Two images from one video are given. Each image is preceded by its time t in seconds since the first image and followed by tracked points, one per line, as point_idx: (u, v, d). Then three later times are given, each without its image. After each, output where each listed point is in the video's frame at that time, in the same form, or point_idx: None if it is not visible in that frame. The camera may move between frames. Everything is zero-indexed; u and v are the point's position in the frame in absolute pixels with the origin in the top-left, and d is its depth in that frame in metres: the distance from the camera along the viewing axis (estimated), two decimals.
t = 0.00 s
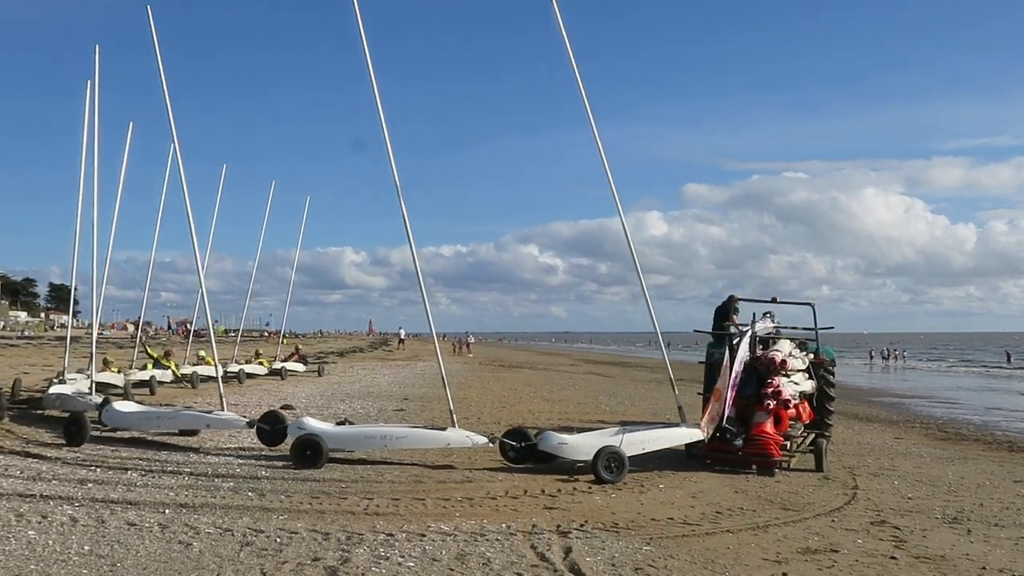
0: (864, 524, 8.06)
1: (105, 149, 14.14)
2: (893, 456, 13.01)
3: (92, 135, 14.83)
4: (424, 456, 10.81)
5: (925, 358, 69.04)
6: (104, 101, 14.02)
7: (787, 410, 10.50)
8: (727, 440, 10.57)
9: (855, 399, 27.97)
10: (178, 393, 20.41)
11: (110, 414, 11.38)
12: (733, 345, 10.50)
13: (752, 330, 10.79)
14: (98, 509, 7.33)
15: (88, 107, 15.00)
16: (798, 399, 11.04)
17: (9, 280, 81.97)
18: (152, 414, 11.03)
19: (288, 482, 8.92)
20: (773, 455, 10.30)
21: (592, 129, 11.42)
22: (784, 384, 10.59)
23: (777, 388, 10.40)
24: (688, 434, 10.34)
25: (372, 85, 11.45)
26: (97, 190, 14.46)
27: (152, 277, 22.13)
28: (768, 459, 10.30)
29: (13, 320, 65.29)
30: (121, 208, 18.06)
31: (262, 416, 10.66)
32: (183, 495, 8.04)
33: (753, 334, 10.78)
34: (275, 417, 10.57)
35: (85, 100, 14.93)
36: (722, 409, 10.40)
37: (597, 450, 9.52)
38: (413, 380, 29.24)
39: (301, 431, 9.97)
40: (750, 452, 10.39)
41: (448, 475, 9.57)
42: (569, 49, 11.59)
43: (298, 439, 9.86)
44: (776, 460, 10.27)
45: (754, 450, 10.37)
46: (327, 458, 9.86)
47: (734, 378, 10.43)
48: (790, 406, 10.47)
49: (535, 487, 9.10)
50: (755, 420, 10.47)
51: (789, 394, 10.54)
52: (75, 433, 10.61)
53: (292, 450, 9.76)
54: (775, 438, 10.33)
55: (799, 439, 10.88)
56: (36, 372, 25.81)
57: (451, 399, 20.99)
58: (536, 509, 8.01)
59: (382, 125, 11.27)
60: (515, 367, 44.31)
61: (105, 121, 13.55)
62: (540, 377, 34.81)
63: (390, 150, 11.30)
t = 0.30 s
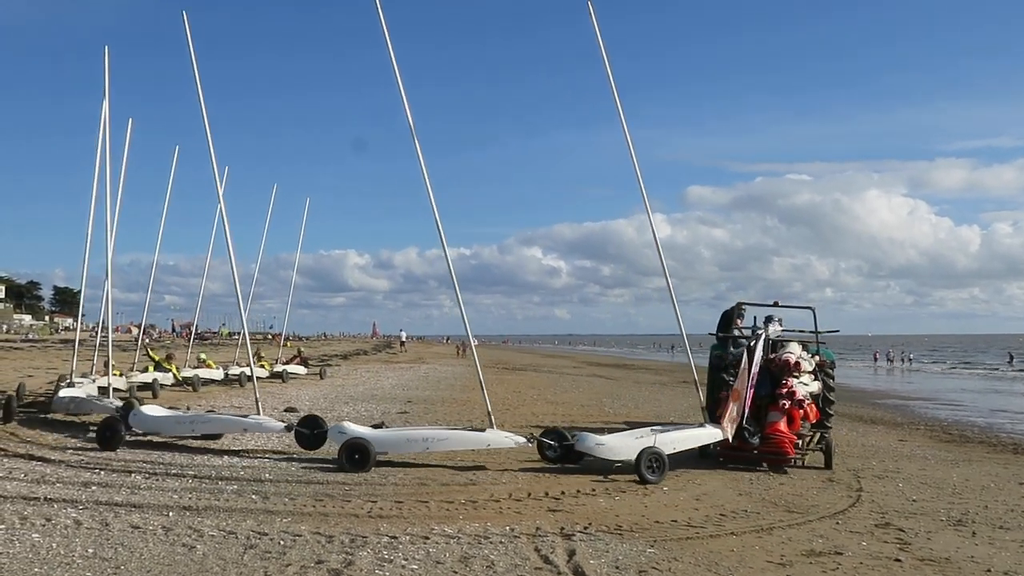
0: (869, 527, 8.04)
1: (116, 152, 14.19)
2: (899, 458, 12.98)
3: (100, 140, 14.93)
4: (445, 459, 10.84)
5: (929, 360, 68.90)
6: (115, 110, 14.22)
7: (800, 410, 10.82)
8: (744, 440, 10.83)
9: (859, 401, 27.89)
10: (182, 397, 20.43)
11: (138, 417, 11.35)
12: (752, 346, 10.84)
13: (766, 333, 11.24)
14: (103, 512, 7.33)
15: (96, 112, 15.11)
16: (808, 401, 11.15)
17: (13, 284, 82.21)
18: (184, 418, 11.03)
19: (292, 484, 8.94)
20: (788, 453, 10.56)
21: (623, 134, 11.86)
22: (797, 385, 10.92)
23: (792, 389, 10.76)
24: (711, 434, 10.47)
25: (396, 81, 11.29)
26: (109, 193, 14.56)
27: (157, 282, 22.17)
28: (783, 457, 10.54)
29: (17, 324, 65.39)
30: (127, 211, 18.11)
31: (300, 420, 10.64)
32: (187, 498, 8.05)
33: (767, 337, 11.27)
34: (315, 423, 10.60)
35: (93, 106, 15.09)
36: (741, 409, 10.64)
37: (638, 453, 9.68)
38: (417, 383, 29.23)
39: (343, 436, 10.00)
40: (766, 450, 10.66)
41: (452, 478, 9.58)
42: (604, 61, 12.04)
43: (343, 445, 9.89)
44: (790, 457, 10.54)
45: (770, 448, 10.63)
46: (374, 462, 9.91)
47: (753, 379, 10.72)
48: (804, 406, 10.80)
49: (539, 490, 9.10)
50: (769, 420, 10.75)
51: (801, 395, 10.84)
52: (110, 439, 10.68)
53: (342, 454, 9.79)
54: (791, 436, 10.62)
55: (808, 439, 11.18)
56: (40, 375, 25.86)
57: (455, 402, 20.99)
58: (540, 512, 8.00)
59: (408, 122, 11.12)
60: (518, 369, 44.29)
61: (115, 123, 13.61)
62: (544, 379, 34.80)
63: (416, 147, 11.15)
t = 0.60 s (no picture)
0: (868, 529, 8.03)
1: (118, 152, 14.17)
2: (898, 460, 12.99)
3: (103, 143, 14.93)
4: (465, 459, 10.90)
5: (930, 362, 68.84)
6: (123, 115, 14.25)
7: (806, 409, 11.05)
8: (752, 439, 11.06)
9: (860, 403, 27.85)
10: (181, 398, 20.41)
11: (163, 419, 11.34)
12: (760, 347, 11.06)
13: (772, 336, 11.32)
14: (102, 513, 7.33)
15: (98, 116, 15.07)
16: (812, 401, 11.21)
17: (13, 285, 82.24)
18: (211, 421, 11.01)
19: (292, 485, 8.94)
20: (795, 452, 10.82)
21: (642, 135, 11.91)
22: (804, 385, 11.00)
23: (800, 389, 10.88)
24: (728, 434, 10.57)
25: (429, 69, 11.01)
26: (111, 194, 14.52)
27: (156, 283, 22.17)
28: (791, 456, 10.80)
29: (17, 325, 65.41)
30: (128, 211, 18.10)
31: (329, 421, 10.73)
32: (187, 500, 8.05)
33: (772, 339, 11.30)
34: (346, 424, 10.68)
35: (96, 108, 15.06)
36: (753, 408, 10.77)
37: (665, 455, 9.84)
38: (417, 384, 29.17)
39: (374, 437, 9.98)
40: (774, 448, 10.89)
41: (452, 479, 9.59)
42: (625, 63, 12.11)
43: (380, 447, 9.89)
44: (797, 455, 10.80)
45: (776, 447, 10.87)
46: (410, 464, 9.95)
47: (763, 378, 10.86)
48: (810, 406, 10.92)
49: (538, 491, 9.12)
50: (775, 420, 10.99)
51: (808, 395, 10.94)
52: (137, 442, 10.63)
53: (381, 457, 9.78)
54: (798, 435, 10.87)
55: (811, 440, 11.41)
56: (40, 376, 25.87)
57: (455, 404, 21.00)
58: (540, 514, 8.00)
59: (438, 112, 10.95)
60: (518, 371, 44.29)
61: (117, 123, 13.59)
62: (545, 381, 34.76)
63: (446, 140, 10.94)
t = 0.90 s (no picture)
0: (868, 531, 8.03)
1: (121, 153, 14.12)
2: (898, 462, 13.00)
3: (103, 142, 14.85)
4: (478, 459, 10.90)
5: (930, 365, 68.83)
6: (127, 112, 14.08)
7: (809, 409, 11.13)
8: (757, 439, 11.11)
9: (859, 405, 27.84)
10: (180, 400, 20.37)
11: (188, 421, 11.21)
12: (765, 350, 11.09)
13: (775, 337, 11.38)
14: (101, 515, 7.32)
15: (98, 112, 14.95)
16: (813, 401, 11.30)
17: (12, 286, 82.25)
18: (242, 423, 10.96)
19: (291, 487, 8.93)
20: (798, 451, 10.92)
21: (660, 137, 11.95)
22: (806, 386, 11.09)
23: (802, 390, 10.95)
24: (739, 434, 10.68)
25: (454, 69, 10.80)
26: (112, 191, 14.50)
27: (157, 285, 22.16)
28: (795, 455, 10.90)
29: (16, 326, 65.46)
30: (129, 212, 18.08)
31: (361, 422, 10.89)
32: (186, 501, 8.04)
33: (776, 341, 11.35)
34: (377, 425, 10.83)
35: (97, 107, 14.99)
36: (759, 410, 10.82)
37: (692, 458, 9.96)
38: (416, 386, 29.16)
39: (409, 438, 10.01)
40: (778, 448, 10.98)
41: (452, 481, 9.58)
42: (644, 63, 12.10)
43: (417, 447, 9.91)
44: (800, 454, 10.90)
45: (780, 447, 10.96)
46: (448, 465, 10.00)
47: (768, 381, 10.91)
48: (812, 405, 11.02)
49: (538, 493, 9.11)
50: (778, 419, 11.05)
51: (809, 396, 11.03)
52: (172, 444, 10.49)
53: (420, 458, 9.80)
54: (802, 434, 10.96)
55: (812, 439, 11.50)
56: (39, 377, 25.85)
57: (455, 405, 20.99)
58: (539, 516, 7.99)
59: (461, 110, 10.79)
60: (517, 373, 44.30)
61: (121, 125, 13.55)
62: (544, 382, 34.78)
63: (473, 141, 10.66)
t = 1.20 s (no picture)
0: (872, 533, 8.01)
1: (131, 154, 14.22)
2: (903, 464, 12.96)
3: (112, 142, 14.84)
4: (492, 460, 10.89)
5: (935, 366, 68.67)
6: (141, 112, 14.09)
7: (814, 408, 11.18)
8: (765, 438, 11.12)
9: (864, 407, 27.81)
10: (184, 401, 20.37)
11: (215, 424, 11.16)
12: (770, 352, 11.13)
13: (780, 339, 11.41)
14: (105, 516, 7.33)
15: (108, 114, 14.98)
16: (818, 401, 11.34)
17: (17, 288, 82.47)
18: (272, 425, 10.94)
19: (295, 488, 8.94)
20: (805, 449, 10.97)
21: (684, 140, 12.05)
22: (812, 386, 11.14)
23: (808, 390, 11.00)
24: (750, 433, 10.71)
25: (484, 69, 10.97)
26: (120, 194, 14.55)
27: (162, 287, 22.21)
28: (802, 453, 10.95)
29: (21, 327, 65.63)
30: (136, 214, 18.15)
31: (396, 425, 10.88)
32: (190, 502, 8.05)
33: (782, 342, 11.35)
34: (412, 428, 10.84)
35: (106, 111, 15.07)
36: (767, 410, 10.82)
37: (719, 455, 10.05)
38: (420, 387, 29.16)
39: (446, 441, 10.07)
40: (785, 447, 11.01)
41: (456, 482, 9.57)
42: (669, 62, 12.15)
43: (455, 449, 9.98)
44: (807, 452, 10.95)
45: (787, 445, 11.00)
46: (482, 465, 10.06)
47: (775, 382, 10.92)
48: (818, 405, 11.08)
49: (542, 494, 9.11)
50: (785, 419, 11.09)
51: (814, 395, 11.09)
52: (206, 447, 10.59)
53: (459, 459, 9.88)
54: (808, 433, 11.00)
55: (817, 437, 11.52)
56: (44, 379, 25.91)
57: (459, 407, 20.99)
58: (543, 517, 7.98)
59: (493, 108, 10.89)
60: (521, 374, 44.32)
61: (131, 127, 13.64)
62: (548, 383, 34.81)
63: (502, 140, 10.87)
